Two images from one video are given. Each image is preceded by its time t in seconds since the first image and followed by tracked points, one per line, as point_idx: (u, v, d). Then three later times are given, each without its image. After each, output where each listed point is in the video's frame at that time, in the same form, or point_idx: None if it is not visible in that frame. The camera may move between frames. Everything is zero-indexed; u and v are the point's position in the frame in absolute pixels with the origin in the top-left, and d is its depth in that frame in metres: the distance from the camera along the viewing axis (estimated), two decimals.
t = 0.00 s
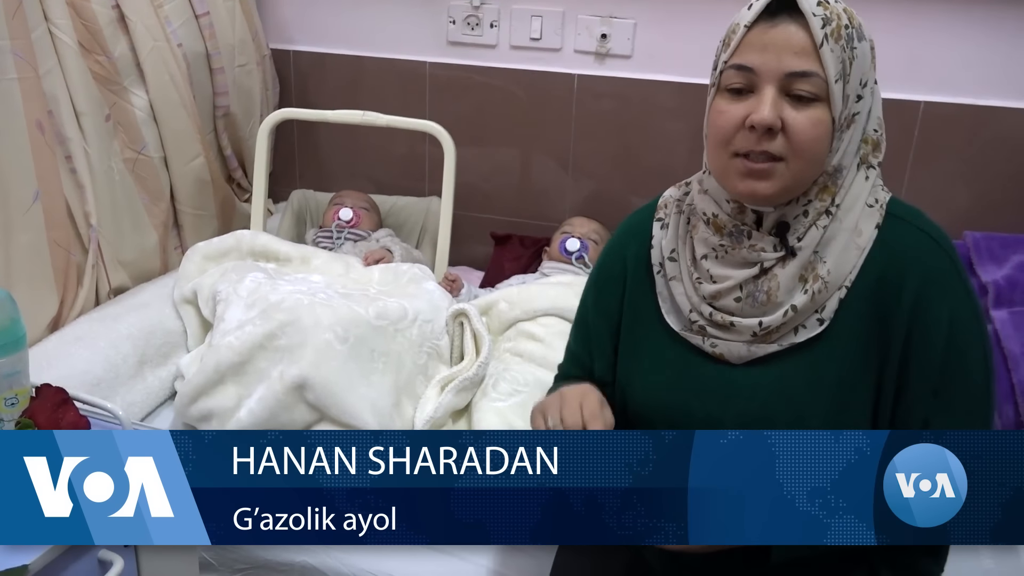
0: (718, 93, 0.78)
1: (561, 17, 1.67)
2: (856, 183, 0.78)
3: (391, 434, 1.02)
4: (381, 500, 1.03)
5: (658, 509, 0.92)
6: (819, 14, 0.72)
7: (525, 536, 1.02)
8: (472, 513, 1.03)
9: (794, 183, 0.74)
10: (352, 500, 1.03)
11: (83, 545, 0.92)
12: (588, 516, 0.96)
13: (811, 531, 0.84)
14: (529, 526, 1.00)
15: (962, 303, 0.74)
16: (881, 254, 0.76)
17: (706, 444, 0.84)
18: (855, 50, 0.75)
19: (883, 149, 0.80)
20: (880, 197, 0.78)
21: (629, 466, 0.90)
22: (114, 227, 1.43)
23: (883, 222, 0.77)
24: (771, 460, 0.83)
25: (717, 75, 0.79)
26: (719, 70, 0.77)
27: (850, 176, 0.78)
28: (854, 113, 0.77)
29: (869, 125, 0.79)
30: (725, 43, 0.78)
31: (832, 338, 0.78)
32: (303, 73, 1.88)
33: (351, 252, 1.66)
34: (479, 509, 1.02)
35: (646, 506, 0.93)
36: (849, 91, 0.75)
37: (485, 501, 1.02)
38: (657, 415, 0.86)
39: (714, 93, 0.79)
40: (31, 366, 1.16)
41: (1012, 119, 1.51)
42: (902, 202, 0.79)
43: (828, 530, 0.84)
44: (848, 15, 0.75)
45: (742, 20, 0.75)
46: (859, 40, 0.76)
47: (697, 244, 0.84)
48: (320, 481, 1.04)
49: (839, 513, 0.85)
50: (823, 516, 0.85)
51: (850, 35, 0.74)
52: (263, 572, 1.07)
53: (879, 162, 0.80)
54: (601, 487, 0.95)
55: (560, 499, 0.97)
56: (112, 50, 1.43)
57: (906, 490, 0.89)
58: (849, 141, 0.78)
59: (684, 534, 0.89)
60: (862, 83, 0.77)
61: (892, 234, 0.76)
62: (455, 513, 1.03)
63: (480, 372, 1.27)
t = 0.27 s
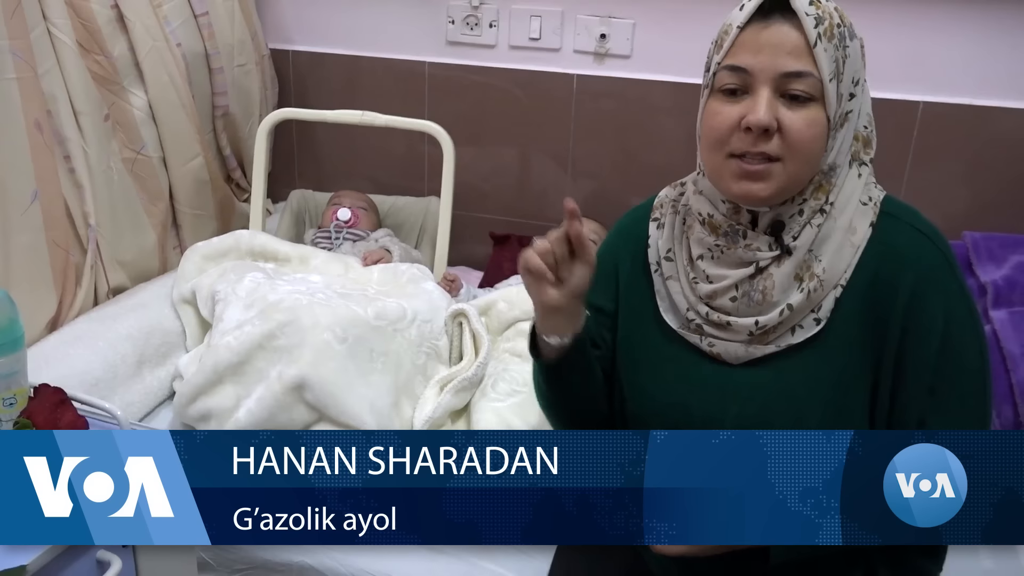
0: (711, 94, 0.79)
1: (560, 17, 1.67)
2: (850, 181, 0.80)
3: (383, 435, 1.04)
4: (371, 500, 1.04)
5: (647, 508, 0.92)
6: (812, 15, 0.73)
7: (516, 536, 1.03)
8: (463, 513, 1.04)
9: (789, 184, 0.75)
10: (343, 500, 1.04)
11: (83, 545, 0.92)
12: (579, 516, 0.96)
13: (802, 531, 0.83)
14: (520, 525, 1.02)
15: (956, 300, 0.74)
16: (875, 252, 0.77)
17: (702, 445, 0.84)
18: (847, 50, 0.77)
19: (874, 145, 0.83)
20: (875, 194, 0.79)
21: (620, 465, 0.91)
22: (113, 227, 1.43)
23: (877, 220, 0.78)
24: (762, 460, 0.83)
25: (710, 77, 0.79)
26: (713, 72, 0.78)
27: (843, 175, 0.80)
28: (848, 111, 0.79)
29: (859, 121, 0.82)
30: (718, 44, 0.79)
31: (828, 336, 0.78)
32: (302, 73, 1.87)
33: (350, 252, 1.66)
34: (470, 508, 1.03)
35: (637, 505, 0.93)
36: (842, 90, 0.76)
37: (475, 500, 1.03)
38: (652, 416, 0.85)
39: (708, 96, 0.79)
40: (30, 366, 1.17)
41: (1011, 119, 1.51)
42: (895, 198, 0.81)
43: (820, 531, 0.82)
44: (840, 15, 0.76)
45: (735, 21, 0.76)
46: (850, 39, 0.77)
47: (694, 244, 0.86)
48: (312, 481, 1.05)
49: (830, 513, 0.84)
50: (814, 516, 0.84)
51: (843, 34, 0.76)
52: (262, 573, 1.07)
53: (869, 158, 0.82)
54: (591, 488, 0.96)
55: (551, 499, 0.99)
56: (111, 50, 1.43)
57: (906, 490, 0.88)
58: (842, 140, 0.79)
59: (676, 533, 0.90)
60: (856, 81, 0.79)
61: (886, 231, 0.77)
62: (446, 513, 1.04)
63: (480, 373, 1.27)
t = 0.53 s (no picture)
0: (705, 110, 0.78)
1: (557, 17, 1.67)
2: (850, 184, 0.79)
3: (376, 433, 1.05)
4: (364, 500, 1.05)
5: (638, 508, 0.92)
6: (802, 32, 0.71)
7: (507, 536, 1.04)
8: (455, 513, 1.04)
9: (784, 203, 0.74)
10: (335, 500, 1.04)
11: (82, 546, 0.93)
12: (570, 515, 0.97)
13: (793, 531, 0.83)
14: (513, 525, 1.03)
15: (954, 298, 0.74)
16: (871, 250, 0.76)
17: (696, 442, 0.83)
18: (842, 61, 0.74)
19: (880, 147, 0.81)
20: (873, 193, 0.78)
21: (612, 466, 0.92)
22: (110, 227, 1.43)
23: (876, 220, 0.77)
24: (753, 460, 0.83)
25: (704, 92, 0.78)
26: (705, 88, 0.77)
27: (843, 179, 0.79)
28: (845, 119, 0.77)
29: (867, 122, 0.80)
30: (711, 58, 0.77)
31: (823, 333, 0.77)
32: (299, 73, 1.87)
33: (348, 252, 1.66)
34: (462, 508, 1.04)
35: (629, 506, 0.93)
36: (838, 103, 0.75)
37: (467, 500, 1.04)
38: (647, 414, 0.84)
39: (702, 111, 0.78)
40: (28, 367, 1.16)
41: (1008, 118, 1.51)
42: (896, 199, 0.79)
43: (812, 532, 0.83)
44: (835, 24, 0.74)
45: (726, 38, 0.74)
46: (847, 48, 0.75)
47: (691, 247, 0.85)
48: (303, 481, 1.04)
49: (822, 513, 0.84)
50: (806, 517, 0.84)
51: (837, 46, 0.74)
52: (260, 573, 1.06)
53: (875, 161, 0.80)
54: (583, 487, 0.97)
55: (543, 499, 1.00)
56: (108, 50, 1.43)
57: (906, 490, 0.89)
58: (841, 148, 0.78)
59: (668, 534, 0.87)
60: (855, 87, 0.77)
61: (884, 229, 0.76)
62: (439, 513, 1.04)
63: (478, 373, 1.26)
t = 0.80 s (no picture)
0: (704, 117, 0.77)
1: (556, 16, 1.67)
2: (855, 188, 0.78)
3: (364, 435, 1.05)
4: (355, 499, 1.04)
5: (631, 508, 0.91)
6: (799, 43, 0.70)
7: (499, 536, 1.02)
8: (447, 513, 1.03)
9: (777, 211, 0.74)
10: (327, 500, 1.04)
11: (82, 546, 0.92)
12: (565, 515, 0.96)
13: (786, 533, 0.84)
14: (504, 525, 1.01)
15: (958, 297, 0.73)
16: (874, 253, 0.76)
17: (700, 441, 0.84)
18: (843, 73, 0.73)
19: (890, 152, 0.79)
20: (878, 196, 0.77)
21: (605, 466, 0.91)
22: (110, 228, 1.43)
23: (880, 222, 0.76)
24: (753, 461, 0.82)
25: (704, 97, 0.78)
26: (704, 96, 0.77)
27: (845, 184, 0.78)
28: (846, 126, 0.76)
29: (876, 127, 0.79)
30: (710, 65, 0.77)
31: (827, 334, 0.77)
32: (298, 73, 1.87)
33: (347, 252, 1.66)
34: (455, 509, 1.02)
35: (623, 506, 0.92)
36: (837, 114, 0.74)
37: (460, 500, 1.02)
38: (651, 414, 0.85)
39: (701, 117, 0.78)
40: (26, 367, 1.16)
41: (1007, 117, 1.51)
42: (899, 202, 0.78)
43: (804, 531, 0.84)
44: (836, 32, 0.73)
45: (724, 46, 0.73)
46: (847, 57, 0.74)
47: (692, 250, 0.85)
48: (296, 481, 1.04)
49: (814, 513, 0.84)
50: (797, 517, 0.85)
51: (836, 56, 0.72)
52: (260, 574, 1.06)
53: (884, 166, 0.79)
54: (578, 487, 0.94)
55: (535, 498, 0.98)
56: (107, 50, 1.43)
57: (906, 490, 0.83)
58: (842, 154, 0.77)
59: (660, 534, 0.89)
60: (855, 96, 0.76)
61: (887, 230, 0.76)
62: (432, 513, 1.03)
63: (478, 372, 1.26)
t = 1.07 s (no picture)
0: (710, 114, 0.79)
1: (556, 16, 1.67)
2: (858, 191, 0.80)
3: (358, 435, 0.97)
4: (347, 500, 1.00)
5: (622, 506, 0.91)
6: (808, 43, 0.71)
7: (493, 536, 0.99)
8: (439, 513, 0.99)
9: (784, 210, 0.75)
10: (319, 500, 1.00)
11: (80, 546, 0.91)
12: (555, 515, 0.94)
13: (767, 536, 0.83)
14: (496, 526, 0.98)
15: (959, 301, 0.76)
16: (875, 255, 0.78)
17: (703, 444, 0.85)
18: (850, 72, 0.74)
19: (892, 154, 0.82)
20: (880, 200, 0.80)
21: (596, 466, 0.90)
22: (109, 228, 1.43)
23: (882, 226, 0.79)
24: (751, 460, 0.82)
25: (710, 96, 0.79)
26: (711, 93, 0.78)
27: (848, 189, 0.80)
28: (852, 129, 0.78)
29: (879, 128, 0.81)
30: (717, 63, 0.78)
31: (827, 336, 0.79)
32: (298, 73, 1.87)
33: (346, 252, 1.66)
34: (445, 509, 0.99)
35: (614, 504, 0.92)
36: (843, 115, 0.75)
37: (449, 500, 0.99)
38: (653, 413, 0.87)
39: (708, 115, 0.79)
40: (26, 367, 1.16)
41: (1007, 117, 1.51)
42: (900, 205, 0.81)
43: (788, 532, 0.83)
44: (844, 32, 0.74)
45: (732, 45, 0.74)
46: (855, 58, 0.75)
47: (694, 252, 0.87)
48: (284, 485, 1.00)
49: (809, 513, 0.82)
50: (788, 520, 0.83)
51: (845, 57, 0.74)
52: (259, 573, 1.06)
53: (885, 168, 0.81)
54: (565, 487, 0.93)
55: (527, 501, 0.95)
56: (106, 50, 1.43)
57: (905, 491, 0.78)
58: (848, 155, 0.79)
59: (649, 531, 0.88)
60: (862, 96, 0.77)
61: (891, 232, 0.79)
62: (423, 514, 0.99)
63: (477, 372, 1.26)
